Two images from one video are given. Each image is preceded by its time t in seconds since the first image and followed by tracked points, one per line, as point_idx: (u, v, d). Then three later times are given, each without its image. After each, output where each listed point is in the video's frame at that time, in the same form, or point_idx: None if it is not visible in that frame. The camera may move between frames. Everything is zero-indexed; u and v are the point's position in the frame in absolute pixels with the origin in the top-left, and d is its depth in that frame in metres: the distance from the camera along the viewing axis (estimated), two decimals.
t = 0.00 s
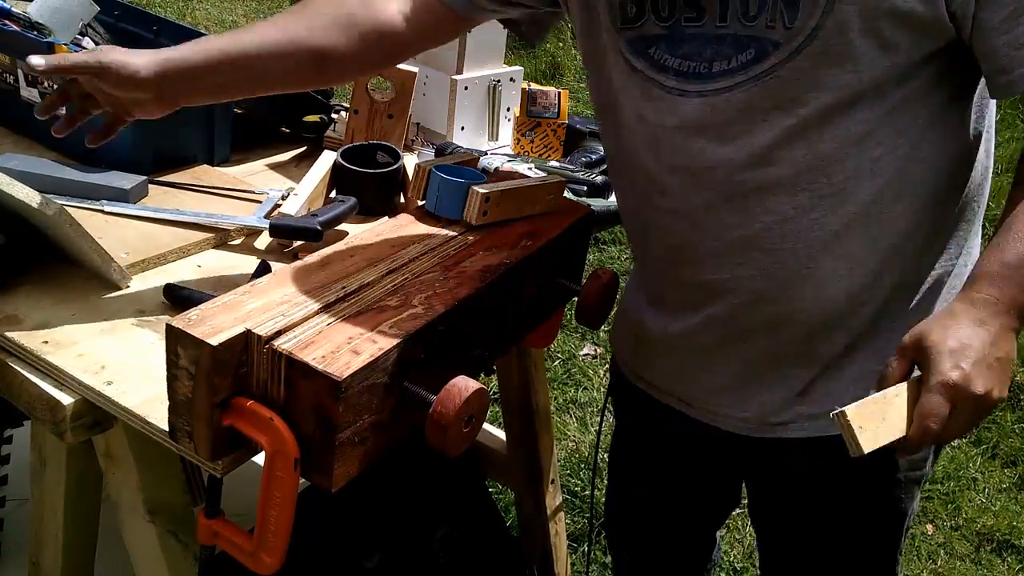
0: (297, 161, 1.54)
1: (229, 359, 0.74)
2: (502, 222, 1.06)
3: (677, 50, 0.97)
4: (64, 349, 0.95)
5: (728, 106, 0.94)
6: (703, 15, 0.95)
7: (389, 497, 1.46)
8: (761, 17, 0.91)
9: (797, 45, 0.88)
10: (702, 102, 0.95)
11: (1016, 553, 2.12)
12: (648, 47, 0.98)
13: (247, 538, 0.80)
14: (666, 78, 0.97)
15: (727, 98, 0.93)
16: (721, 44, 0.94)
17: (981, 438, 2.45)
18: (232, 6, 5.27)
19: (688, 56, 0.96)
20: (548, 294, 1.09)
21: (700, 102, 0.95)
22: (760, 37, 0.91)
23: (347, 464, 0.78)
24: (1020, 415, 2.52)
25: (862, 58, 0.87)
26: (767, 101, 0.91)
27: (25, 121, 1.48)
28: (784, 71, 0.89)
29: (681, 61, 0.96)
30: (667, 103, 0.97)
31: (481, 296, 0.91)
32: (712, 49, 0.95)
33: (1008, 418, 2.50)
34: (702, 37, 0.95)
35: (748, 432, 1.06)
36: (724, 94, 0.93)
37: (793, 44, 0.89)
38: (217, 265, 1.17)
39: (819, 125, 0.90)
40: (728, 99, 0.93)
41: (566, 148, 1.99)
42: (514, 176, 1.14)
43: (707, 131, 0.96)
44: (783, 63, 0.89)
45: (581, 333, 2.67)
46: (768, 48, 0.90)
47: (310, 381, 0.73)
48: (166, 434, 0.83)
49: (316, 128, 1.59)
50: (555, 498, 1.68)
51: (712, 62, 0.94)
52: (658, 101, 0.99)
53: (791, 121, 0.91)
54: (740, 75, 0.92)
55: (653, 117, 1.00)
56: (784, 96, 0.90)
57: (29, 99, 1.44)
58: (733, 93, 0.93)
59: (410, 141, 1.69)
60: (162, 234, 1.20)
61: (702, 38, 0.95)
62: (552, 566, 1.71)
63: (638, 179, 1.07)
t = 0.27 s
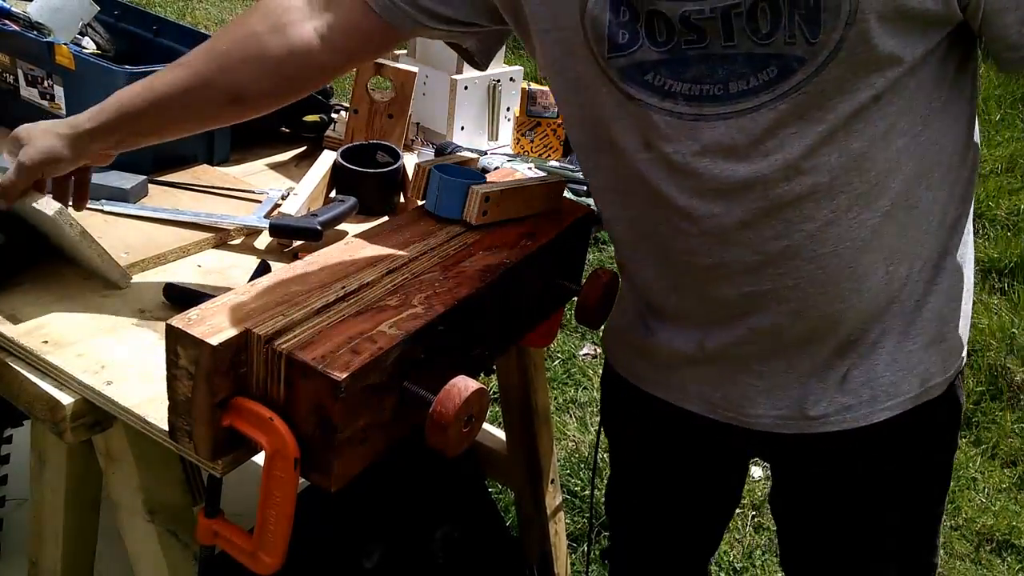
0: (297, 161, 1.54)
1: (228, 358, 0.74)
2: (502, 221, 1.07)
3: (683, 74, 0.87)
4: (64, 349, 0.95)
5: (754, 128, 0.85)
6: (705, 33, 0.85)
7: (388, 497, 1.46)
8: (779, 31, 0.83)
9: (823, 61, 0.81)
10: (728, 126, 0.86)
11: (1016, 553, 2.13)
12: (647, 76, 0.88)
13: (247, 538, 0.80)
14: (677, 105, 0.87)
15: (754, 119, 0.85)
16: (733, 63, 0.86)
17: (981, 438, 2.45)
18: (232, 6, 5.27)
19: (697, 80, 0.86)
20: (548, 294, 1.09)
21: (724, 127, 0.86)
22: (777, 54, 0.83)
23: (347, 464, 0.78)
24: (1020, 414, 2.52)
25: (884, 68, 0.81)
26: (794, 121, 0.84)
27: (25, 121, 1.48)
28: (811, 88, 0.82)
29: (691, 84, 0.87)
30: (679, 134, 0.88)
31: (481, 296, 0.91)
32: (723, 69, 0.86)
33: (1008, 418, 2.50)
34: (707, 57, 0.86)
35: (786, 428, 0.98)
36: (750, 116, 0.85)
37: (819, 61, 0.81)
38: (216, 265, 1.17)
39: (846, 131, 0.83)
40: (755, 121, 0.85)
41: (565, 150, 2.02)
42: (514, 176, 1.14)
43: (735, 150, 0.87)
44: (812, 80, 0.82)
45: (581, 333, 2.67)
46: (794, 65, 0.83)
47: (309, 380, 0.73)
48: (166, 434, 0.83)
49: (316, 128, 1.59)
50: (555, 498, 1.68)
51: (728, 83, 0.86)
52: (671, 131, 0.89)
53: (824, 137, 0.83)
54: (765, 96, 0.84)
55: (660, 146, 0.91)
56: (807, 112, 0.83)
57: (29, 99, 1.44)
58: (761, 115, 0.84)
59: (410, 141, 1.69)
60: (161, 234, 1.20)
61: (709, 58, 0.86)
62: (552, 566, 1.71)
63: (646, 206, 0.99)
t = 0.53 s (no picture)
0: (297, 161, 1.54)
1: (229, 359, 0.74)
2: (502, 221, 1.07)
3: (677, 74, 0.91)
4: (65, 349, 0.95)
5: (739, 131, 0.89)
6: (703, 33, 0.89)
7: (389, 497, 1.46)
8: (775, 38, 0.87)
9: (816, 70, 0.85)
10: (716, 129, 0.90)
11: (1016, 552, 2.12)
12: (639, 72, 0.92)
13: (248, 538, 0.80)
14: (667, 104, 0.91)
15: (743, 123, 0.89)
16: (728, 66, 0.89)
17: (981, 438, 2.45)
18: (232, 6, 5.27)
19: (689, 81, 0.90)
20: (548, 293, 1.09)
21: (711, 130, 0.90)
22: (772, 60, 0.87)
23: (347, 464, 0.78)
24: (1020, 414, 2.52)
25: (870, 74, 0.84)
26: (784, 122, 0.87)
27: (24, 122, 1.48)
28: (801, 96, 0.86)
29: (681, 84, 0.91)
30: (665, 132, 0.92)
31: (481, 296, 0.91)
32: (718, 71, 0.89)
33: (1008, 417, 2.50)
34: (701, 58, 0.90)
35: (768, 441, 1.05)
36: (738, 121, 0.88)
37: (812, 70, 0.85)
38: (217, 266, 1.17)
39: (833, 142, 0.87)
40: (740, 126, 0.89)
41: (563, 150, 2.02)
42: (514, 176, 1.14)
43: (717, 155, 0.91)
44: (802, 88, 0.86)
45: (581, 333, 2.68)
46: (787, 72, 0.86)
47: (310, 381, 0.73)
48: (166, 435, 0.83)
49: (316, 128, 1.59)
50: (555, 498, 1.68)
51: (718, 86, 0.89)
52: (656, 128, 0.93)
53: (805, 135, 0.88)
54: (754, 102, 0.88)
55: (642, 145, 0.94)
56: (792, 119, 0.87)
57: (29, 100, 1.44)
58: (748, 119, 0.88)
59: (410, 141, 1.69)
60: (162, 234, 1.20)
61: (703, 61, 0.90)
62: (553, 566, 1.72)
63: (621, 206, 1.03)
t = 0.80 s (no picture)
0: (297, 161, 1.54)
1: (228, 358, 0.74)
2: (502, 221, 1.07)
3: (673, 63, 0.99)
4: (65, 349, 0.95)
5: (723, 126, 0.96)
6: (704, 27, 0.97)
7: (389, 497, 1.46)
8: (767, 39, 0.93)
9: (802, 74, 0.91)
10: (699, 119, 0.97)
11: (1016, 552, 2.12)
12: (640, 56, 1.02)
13: (247, 538, 0.80)
14: (660, 91, 1.00)
15: (727, 121, 0.96)
16: (722, 62, 0.96)
17: (981, 438, 2.46)
18: (232, 6, 5.27)
19: (683, 71, 0.98)
20: (548, 293, 1.09)
21: (698, 122, 0.97)
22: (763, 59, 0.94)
23: (347, 464, 0.78)
24: (1020, 414, 2.52)
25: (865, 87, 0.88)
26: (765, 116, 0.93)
27: (24, 122, 1.48)
28: (789, 98, 0.92)
29: (676, 75, 0.99)
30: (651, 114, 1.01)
31: (481, 297, 0.91)
32: (711, 65, 0.97)
33: (1008, 417, 2.50)
34: (700, 53, 0.98)
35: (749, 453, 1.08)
36: (723, 115, 0.96)
37: (799, 72, 0.91)
38: (216, 266, 1.17)
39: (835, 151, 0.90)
40: (727, 121, 0.96)
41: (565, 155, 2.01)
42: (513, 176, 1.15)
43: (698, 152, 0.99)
44: (790, 90, 0.92)
45: (581, 333, 2.68)
46: (774, 74, 0.93)
47: (310, 381, 0.73)
48: (166, 435, 0.83)
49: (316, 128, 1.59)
50: (555, 499, 1.68)
51: (709, 80, 0.97)
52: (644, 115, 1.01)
53: (789, 135, 0.93)
54: (743, 98, 0.95)
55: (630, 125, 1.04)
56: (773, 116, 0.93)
57: (29, 100, 1.44)
58: (737, 115, 0.95)
59: (410, 141, 1.69)
60: (161, 234, 1.20)
61: (699, 53, 0.97)
62: (552, 565, 1.72)
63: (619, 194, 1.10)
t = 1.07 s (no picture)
0: (297, 161, 1.55)
1: (228, 358, 0.74)
2: (502, 221, 1.07)
3: (690, 32, 0.99)
4: (65, 349, 0.95)
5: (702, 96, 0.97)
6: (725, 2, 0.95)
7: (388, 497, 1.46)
8: (756, 10, 0.92)
9: (779, 45, 0.90)
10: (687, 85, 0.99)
11: (1016, 551, 2.13)
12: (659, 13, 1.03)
13: (247, 538, 0.80)
14: (665, 53, 1.02)
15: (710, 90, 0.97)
16: (723, 34, 0.96)
17: (981, 437, 2.46)
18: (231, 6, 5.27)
19: (695, 40, 0.99)
20: (548, 293, 1.09)
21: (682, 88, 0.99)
22: (755, 32, 0.92)
23: (347, 464, 0.78)
24: (1020, 414, 2.52)
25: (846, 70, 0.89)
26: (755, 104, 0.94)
27: (24, 122, 1.48)
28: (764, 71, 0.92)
29: (688, 45, 0.99)
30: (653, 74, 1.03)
31: (481, 297, 0.91)
32: (716, 35, 0.96)
33: (1008, 417, 2.50)
34: (710, 23, 0.97)
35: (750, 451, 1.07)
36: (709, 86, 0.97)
37: (776, 44, 0.90)
38: (217, 266, 1.17)
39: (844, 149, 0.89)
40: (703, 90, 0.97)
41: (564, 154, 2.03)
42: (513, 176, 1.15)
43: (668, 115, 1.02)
44: (766, 63, 0.91)
45: (581, 333, 2.68)
46: (755, 45, 0.92)
47: (310, 381, 0.73)
48: (166, 434, 0.83)
49: (316, 129, 1.59)
50: (555, 498, 1.68)
51: (710, 52, 0.97)
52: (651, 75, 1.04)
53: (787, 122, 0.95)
54: (728, 67, 0.94)
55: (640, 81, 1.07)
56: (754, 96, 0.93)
57: (29, 100, 1.44)
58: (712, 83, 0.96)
59: (409, 141, 1.69)
60: (162, 234, 1.20)
61: (714, 25, 0.97)
62: (552, 565, 1.72)
63: (632, 167, 1.12)
